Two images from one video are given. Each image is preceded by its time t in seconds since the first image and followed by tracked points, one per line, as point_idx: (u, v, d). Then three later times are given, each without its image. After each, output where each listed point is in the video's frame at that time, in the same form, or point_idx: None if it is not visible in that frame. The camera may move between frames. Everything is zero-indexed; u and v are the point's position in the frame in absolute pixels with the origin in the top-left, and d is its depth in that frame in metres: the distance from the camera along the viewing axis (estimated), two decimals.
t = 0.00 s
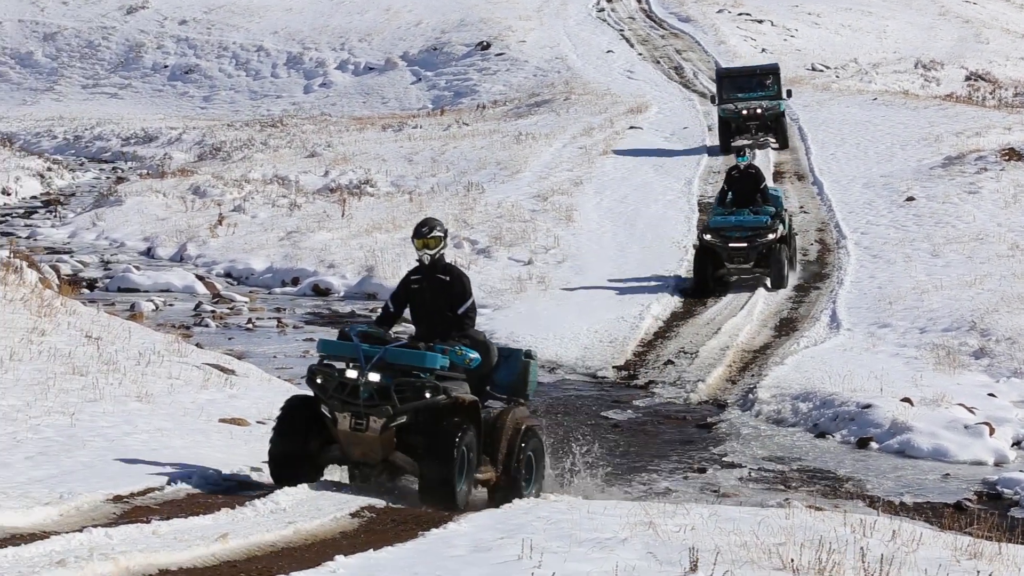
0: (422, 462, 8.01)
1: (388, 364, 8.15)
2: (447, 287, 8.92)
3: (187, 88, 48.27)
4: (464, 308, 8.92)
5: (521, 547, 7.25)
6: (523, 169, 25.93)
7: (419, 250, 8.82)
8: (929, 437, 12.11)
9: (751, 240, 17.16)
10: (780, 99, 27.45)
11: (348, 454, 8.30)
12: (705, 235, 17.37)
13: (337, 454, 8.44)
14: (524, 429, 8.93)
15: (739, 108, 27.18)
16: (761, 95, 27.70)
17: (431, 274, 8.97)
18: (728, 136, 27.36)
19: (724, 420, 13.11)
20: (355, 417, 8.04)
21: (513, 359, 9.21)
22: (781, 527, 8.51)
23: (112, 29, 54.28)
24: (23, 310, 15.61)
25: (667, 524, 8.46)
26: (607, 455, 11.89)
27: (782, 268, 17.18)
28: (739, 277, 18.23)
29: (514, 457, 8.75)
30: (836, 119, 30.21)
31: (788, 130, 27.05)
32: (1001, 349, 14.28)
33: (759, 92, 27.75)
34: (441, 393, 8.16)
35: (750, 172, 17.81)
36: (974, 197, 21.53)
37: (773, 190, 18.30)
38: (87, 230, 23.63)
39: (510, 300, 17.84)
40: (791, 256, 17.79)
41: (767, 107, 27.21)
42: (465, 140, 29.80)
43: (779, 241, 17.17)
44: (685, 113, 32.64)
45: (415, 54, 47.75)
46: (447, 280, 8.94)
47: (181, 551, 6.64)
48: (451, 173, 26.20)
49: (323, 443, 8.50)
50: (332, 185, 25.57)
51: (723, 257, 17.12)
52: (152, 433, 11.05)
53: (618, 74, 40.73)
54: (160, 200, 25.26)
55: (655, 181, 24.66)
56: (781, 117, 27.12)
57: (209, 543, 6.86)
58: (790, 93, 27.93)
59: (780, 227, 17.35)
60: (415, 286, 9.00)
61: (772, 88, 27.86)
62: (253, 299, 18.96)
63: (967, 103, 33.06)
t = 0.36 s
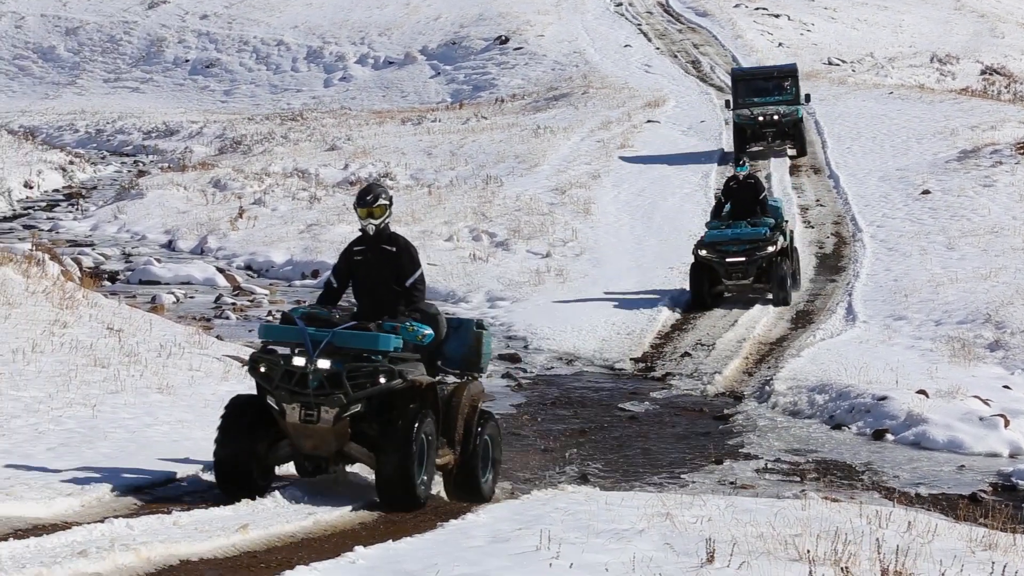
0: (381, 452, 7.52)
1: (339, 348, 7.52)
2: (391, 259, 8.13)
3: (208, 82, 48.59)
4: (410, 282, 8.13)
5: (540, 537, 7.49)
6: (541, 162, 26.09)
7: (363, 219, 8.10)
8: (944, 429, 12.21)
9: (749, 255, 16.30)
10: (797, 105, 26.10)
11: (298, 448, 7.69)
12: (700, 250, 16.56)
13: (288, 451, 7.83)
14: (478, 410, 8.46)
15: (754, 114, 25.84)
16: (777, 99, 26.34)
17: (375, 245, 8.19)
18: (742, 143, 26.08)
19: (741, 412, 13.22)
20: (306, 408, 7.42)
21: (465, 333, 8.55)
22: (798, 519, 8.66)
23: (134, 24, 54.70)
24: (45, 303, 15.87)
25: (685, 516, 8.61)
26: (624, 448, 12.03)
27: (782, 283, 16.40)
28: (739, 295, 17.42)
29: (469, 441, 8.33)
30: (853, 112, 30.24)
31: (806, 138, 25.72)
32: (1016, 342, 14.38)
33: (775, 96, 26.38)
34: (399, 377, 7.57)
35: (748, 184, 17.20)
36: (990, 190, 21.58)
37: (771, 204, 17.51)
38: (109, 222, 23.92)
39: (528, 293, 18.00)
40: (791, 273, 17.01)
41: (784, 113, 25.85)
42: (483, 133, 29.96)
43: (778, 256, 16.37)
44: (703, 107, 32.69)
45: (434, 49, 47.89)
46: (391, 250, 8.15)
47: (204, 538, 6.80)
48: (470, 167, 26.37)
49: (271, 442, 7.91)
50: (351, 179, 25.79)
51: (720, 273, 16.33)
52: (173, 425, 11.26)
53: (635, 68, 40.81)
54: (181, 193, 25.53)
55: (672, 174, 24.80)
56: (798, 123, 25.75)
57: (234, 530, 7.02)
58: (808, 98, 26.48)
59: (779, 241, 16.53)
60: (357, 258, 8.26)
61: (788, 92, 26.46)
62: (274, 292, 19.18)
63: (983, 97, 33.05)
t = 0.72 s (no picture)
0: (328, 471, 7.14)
1: (276, 364, 7.05)
2: (329, 246, 7.85)
3: (224, 80, 48.85)
4: (350, 270, 7.84)
5: (553, 531, 7.66)
6: (554, 159, 26.25)
7: (299, 201, 7.78)
8: (954, 424, 12.34)
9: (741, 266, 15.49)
10: (809, 116, 24.75)
11: (236, 470, 7.29)
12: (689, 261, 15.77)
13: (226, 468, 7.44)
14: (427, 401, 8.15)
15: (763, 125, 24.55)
16: (789, 110, 25.00)
17: (311, 232, 7.90)
18: (752, 156, 24.79)
19: (752, 408, 13.35)
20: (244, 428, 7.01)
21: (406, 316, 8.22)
22: (809, 513, 8.81)
23: (151, 22, 55.03)
24: (63, 299, 16.10)
25: (697, 510, 8.76)
26: (635, 443, 12.18)
27: (777, 298, 15.62)
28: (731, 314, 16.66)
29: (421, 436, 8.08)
30: (864, 110, 30.30)
31: (819, 152, 24.39)
32: None
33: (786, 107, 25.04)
34: (343, 390, 7.16)
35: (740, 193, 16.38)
36: (1000, 187, 21.67)
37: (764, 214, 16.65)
38: (126, 219, 24.18)
39: (541, 289, 18.16)
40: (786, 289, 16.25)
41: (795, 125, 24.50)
42: (497, 131, 30.14)
43: (773, 269, 15.59)
44: (715, 104, 32.76)
45: (448, 47, 48.05)
46: (329, 237, 7.86)
47: (226, 533, 6.94)
48: (483, 164, 26.55)
49: (205, 455, 7.48)
50: (366, 176, 26.01)
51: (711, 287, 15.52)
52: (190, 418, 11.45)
53: (648, 66, 40.89)
54: (197, 190, 25.77)
55: (684, 171, 24.96)
56: (810, 136, 24.43)
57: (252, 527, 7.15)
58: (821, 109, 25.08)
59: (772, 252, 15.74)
60: (294, 247, 7.96)
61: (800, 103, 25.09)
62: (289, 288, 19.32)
63: (994, 94, 33.09)
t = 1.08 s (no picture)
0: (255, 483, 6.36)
1: (199, 361, 6.28)
2: (252, 241, 6.96)
3: (237, 78, 49.13)
4: (277, 267, 6.98)
5: (563, 526, 7.83)
6: (565, 157, 26.40)
7: (211, 194, 6.87)
8: (961, 420, 12.45)
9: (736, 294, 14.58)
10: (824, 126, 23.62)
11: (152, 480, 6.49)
12: (680, 290, 14.87)
13: (140, 478, 6.64)
14: (371, 414, 7.42)
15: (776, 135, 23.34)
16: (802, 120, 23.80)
17: (229, 226, 7.01)
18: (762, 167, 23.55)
19: (761, 404, 13.48)
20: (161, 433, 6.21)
21: (352, 322, 7.44)
22: (817, 508, 8.96)
23: (165, 21, 55.32)
24: (79, 295, 16.31)
25: (705, 505, 8.92)
26: (645, 438, 12.33)
27: (775, 325, 14.70)
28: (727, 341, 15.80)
29: (363, 453, 7.25)
30: (873, 108, 30.37)
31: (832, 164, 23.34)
32: None
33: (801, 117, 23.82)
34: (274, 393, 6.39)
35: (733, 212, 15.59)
36: (1007, 184, 21.76)
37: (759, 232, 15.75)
38: (141, 216, 24.41)
39: (552, 286, 18.31)
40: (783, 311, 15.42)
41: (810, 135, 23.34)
42: (508, 129, 30.32)
43: (769, 294, 14.69)
44: (724, 103, 32.84)
45: (460, 45, 48.24)
46: (251, 231, 6.97)
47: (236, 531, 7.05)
48: (494, 161, 26.73)
49: (119, 465, 6.74)
50: (378, 173, 26.22)
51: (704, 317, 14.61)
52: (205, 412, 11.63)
53: (658, 64, 40.98)
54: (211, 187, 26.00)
55: (694, 168, 25.13)
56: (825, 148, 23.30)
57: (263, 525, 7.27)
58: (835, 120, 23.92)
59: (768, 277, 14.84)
60: (213, 244, 7.06)
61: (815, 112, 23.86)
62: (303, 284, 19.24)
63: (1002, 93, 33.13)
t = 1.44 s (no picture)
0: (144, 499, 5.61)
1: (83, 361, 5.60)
2: (154, 226, 6.20)
3: (243, 77, 49.23)
4: (182, 256, 6.23)
5: (568, 523, 7.93)
6: (570, 155, 26.47)
7: (111, 172, 6.10)
8: (964, 418, 12.49)
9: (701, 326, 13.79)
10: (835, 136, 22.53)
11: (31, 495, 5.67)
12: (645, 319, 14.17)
13: (18, 496, 5.79)
14: (286, 420, 6.78)
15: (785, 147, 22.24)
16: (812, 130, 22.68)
17: (129, 206, 6.23)
18: (770, 181, 22.56)
19: (765, 401, 13.54)
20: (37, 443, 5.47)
21: (265, 319, 6.79)
22: (820, 506, 9.02)
23: (171, 20, 55.41)
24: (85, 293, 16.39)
25: (710, 502, 8.99)
26: (649, 436, 12.38)
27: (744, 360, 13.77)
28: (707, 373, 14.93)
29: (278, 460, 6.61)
30: (877, 107, 30.37)
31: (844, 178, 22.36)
32: None
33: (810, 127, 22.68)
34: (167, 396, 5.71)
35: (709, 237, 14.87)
36: (1011, 182, 21.79)
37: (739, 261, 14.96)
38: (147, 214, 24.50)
39: (557, 284, 18.37)
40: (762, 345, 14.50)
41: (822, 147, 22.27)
42: (513, 127, 30.39)
43: (739, 327, 13.82)
44: (729, 101, 32.86)
45: (465, 44, 48.29)
46: (153, 214, 6.21)
47: (238, 532, 7.14)
48: (500, 160, 26.80)
49: None
50: (383, 172, 26.32)
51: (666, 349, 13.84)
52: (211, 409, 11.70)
53: (662, 63, 40.99)
54: (217, 186, 26.08)
55: (699, 167, 25.19)
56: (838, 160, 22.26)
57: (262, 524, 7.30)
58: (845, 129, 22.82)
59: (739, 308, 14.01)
60: (110, 227, 6.29)
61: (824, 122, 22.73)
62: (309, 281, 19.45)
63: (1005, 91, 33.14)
